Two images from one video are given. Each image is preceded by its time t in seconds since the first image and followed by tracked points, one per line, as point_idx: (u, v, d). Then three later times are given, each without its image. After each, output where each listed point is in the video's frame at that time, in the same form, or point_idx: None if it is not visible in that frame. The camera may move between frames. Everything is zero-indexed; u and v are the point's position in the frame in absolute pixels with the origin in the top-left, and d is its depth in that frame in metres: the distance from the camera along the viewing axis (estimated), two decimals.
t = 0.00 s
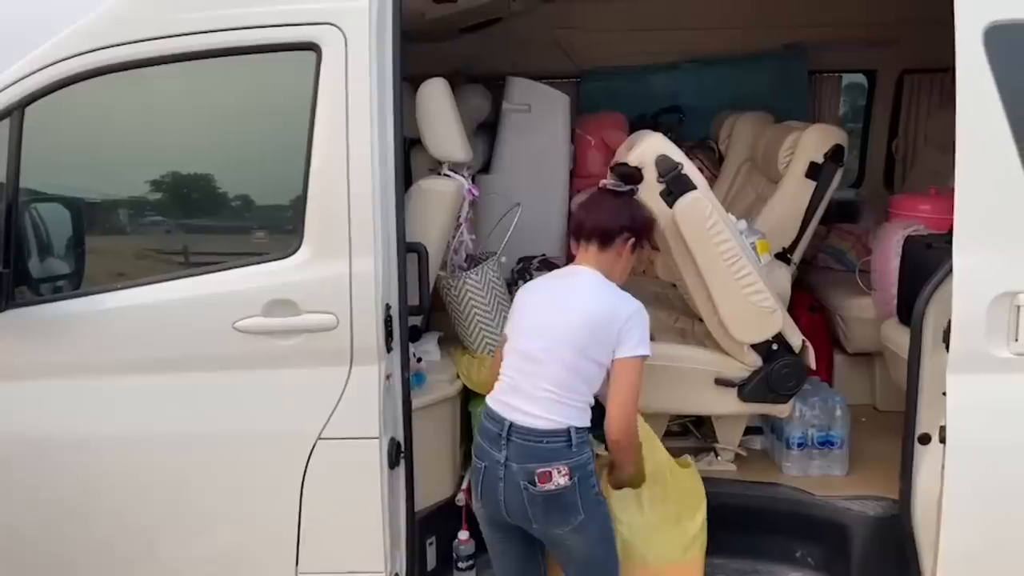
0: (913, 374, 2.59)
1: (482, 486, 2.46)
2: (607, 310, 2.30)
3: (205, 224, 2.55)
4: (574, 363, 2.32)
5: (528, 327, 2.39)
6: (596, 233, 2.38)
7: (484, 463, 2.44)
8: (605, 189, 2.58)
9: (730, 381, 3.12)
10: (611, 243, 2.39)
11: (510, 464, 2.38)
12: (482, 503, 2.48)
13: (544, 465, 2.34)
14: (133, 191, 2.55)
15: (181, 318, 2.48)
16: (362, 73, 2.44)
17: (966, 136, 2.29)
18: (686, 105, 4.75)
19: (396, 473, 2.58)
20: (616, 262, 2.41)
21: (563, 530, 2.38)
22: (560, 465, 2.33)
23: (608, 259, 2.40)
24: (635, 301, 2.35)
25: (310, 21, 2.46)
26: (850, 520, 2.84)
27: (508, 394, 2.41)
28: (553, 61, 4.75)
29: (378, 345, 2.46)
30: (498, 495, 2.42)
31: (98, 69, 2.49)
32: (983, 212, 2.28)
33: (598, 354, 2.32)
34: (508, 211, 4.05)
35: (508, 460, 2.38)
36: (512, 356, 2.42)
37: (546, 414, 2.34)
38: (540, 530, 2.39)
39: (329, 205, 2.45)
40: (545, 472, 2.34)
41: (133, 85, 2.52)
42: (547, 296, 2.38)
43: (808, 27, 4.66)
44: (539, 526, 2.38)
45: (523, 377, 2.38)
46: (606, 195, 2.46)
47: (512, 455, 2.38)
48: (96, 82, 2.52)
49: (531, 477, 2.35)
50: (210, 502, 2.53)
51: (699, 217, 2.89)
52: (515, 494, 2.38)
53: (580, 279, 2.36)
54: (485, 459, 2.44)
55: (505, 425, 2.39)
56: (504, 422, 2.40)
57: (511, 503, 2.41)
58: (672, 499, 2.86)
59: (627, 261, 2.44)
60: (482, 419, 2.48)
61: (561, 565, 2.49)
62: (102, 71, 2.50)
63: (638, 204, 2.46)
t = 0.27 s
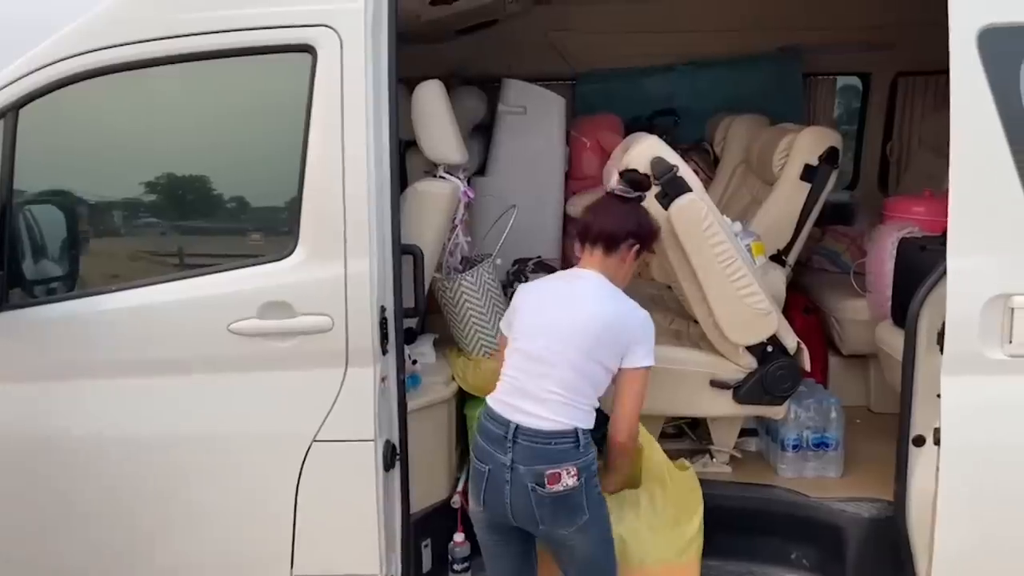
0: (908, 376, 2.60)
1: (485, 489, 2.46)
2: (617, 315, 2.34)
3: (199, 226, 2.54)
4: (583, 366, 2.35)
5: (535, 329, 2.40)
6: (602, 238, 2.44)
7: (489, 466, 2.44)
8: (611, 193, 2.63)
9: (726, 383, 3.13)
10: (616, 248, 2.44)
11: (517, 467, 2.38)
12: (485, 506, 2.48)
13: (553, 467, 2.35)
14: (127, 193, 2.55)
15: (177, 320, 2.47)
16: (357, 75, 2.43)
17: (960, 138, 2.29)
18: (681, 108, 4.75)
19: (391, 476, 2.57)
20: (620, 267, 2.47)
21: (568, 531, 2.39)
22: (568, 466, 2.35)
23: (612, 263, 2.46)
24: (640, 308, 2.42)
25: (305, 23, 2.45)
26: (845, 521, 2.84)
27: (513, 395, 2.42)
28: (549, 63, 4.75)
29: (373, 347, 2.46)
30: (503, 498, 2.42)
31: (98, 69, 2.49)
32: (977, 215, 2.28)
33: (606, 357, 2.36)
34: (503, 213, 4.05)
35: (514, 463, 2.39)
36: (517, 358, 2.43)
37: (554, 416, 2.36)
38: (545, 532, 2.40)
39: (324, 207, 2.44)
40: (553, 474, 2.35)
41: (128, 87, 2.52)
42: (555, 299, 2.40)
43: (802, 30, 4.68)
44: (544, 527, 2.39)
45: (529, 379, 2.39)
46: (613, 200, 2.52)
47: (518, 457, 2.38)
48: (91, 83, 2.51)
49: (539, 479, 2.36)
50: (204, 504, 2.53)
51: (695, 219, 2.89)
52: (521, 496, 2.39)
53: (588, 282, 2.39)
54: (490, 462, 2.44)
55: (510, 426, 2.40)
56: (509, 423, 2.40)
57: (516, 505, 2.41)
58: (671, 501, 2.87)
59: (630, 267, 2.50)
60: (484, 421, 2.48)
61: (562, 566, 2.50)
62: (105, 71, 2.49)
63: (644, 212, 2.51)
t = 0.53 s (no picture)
0: (904, 377, 2.60)
1: (489, 494, 2.45)
2: (620, 316, 2.39)
3: (195, 228, 2.54)
4: (589, 367, 2.37)
5: (538, 332, 2.41)
6: (599, 243, 2.48)
7: (493, 470, 2.43)
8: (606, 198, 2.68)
9: (721, 385, 3.12)
10: (614, 252, 2.49)
11: (523, 471, 2.38)
12: (487, 511, 2.47)
13: (560, 470, 2.37)
14: (123, 194, 2.54)
15: (172, 322, 2.47)
16: (353, 77, 2.43)
17: (955, 140, 2.30)
18: (678, 109, 4.76)
19: (387, 478, 2.56)
20: (617, 270, 2.52)
21: (573, 535, 2.40)
22: (576, 469, 2.36)
23: (610, 267, 2.50)
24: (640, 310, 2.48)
25: (301, 24, 2.45)
26: (842, 522, 2.84)
27: (517, 398, 2.42)
28: (545, 65, 4.75)
29: (369, 350, 2.45)
30: (508, 502, 2.42)
31: (102, 69, 2.49)
32: (972, 217, 2.29)
33: (610, 359, 2.40)
34: (500, 215, 4.06)
35: (520, 467, 2.39)
36: (520, 361, 2.43)
37: (561, 418, 2.37)
38: (550, 536, 2.40)
39: (320, 209, 2.44)
40: (561, 477, 2.36)
41: (124, 88, 2.52)
42: (557, 301, 2.42)
43: (798, 32, 4.69)
44: (549, 531, 2.39)
45: (534, 381, 2.39)
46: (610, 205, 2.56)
47: (525, 461, 2.38)
48: (87, 85, 2.51)
49: (547, 483, 2.37)
50: (199, 507, 2.52)
51: (691, 219, 2.89)
52: (528, 500, 2.39)
53: (590, 285, 2.43)
54: (495, 466, 2.44)
55: (515, 430, 2.39)
56: (515, 427, 2.40)
57: (522, 510, 2.40)
58: (664, 506, 2.86)
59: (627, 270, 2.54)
60: (486, 425, 2.48)
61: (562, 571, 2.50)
62: (108, 71, 2.49)
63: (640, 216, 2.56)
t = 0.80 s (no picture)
0: (901, 378, 2.60)
1: (494, 497, 2.44)
2: (619, 315, 2.42)
3: (191, 229, 2.53)
4: (591, 367, 2.39)
5: (538, 333, 2.41)
6: (593, 244, 2.50)
7: (499, 474, 2.42)
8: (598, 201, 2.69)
9: (718, 386, 3.12)
10: (607, 253, 2.51)
11: (529, 473, 2.38)
12: (492, 515, 2.46)
13: (567, 471, 2.37)
14: (120, 196, 2.54)
15: (169, 324, 2.47)
16: (349, 78, 2.43)
17: (951, 141, 2.30)
18: (675, 111, 4.76)
19: (384, 480, 2.55)
20: (611, 271, 2.54)
21: (579, 536, 2.40)
22: (582, 470, 2.37)
23: (604, 268, 2.52)
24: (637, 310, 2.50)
25: (296, 26, 2.45)
26: (839, 523, 2.84)
27: (519, 400, 2.42)
28: (542, 67, 4.75)
29: (366, 351, 2.46)
30: (515, 505, 2.41)
31: (108, 69, 2.49)
32: (968, 218, 2.29)
33: (611, 358, 2.42)
34: (497, 216, 4.06)
35: (527, 469, 2.38)
36: (521, 363, 2.43)
37: (564, 419, 2.38)
38: (556, 538, 2.40)
39: (317, 210, 2.44)
40: (568, 478, 2.37)
41: (121, 90, 2.52)
42: (556, 302, 2.43)
43: (795, 33, 4.70)
44: (556, 532, 2.39)
45: (537, 382, 2.40)
46: (603, 208, 2.58)
47: (531, 463, 2.38)
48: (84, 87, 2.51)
49: (554, 484, 2.37)
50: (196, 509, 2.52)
51: (687, 221, 2.89)
52: (536, 503, 2.38)
53: (587, 286, 2.45)
54: (500, 469, 2.42)
55: (520, 432, 2.39)
56: (519, 428, 2.40)
57: (528, 512, 2.40)
58: (663, 507, 2.87)
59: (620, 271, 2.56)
60: (489, 427, 2.47)
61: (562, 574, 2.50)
62: (114, 71, 2.49)
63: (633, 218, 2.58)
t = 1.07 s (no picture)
0: (898, 379, 2.60)
1: (491, 500, 2.44)
2: (617, 318, 2.43)
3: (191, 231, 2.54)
4: (590, 369, 2.39)
5: (538, 335, 2.42)
6: (589, 247, 2.50)
7: (496, 477, 2.43)
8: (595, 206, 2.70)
9: (716, 387, 3.12)
10: (603, 257, 2.51)
11: (527, 476, 2.39)
12: (488, 518, 2.46)
13: (565, 474, 2.38)
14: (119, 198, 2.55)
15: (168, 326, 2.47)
16: (346, 80, 2.44)
17: (947, 144, 2.31)
18: (673, 113, 4.77)
19: (382, 482, 2.55)
20: (607, 274, 2.54)
21: (576, 539, 2.40)
22: (580, 473, 2.38)
23: (600, 271, 2.53)
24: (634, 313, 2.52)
25: (293, 28, 2.46)
26: (837, 524, 2.85)
27: (518, 403, 2.42)
28: (541, 69, 4.76)
29: (364, 353, 2.46)
30: (512, 508, 2.41)
31: (119, 70, 2.49)
32: (964, 220, 2.29)
33: (609, 360, 2.42)
34: (495, 218, 4.06)
35: (524, 472, 2.39)
36: (520, 366, 2.43)
37: (564, 421, 2.38)
38: (552, 541, 2.40)
39: (314, 212, 2.45)
40: (566, 481, 2.37)
41: (120, 92, 2.52)
42: (554, 305, 2.44)
43: (793, 35, 4.70)
44: (552, 536, 2.39)
45: (537, 385, 2.40)
46: (599, 212, 2.59)
47: (528, 466, 2.38)
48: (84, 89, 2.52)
49: (551, 487, 2.37)
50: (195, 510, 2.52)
51: (685, 223, 2.89)
52: (533, 506, 2.39)
53: (584, 289, 2.46)
54: (497, 472, 2.43)
55: (518, 435, 2.39)
56: (517, 432, 2.40)
57: (525, 515, 2.40)
58: (662, 510, 2.87)
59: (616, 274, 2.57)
60: (486, 430, 2.47)
61: None
62: (125, 71, 2.49)
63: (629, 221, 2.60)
